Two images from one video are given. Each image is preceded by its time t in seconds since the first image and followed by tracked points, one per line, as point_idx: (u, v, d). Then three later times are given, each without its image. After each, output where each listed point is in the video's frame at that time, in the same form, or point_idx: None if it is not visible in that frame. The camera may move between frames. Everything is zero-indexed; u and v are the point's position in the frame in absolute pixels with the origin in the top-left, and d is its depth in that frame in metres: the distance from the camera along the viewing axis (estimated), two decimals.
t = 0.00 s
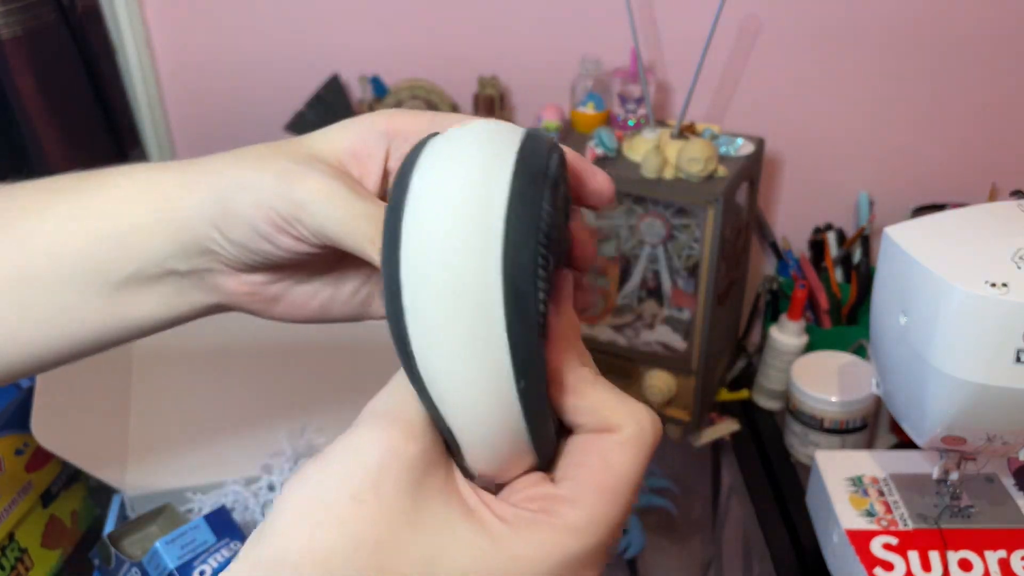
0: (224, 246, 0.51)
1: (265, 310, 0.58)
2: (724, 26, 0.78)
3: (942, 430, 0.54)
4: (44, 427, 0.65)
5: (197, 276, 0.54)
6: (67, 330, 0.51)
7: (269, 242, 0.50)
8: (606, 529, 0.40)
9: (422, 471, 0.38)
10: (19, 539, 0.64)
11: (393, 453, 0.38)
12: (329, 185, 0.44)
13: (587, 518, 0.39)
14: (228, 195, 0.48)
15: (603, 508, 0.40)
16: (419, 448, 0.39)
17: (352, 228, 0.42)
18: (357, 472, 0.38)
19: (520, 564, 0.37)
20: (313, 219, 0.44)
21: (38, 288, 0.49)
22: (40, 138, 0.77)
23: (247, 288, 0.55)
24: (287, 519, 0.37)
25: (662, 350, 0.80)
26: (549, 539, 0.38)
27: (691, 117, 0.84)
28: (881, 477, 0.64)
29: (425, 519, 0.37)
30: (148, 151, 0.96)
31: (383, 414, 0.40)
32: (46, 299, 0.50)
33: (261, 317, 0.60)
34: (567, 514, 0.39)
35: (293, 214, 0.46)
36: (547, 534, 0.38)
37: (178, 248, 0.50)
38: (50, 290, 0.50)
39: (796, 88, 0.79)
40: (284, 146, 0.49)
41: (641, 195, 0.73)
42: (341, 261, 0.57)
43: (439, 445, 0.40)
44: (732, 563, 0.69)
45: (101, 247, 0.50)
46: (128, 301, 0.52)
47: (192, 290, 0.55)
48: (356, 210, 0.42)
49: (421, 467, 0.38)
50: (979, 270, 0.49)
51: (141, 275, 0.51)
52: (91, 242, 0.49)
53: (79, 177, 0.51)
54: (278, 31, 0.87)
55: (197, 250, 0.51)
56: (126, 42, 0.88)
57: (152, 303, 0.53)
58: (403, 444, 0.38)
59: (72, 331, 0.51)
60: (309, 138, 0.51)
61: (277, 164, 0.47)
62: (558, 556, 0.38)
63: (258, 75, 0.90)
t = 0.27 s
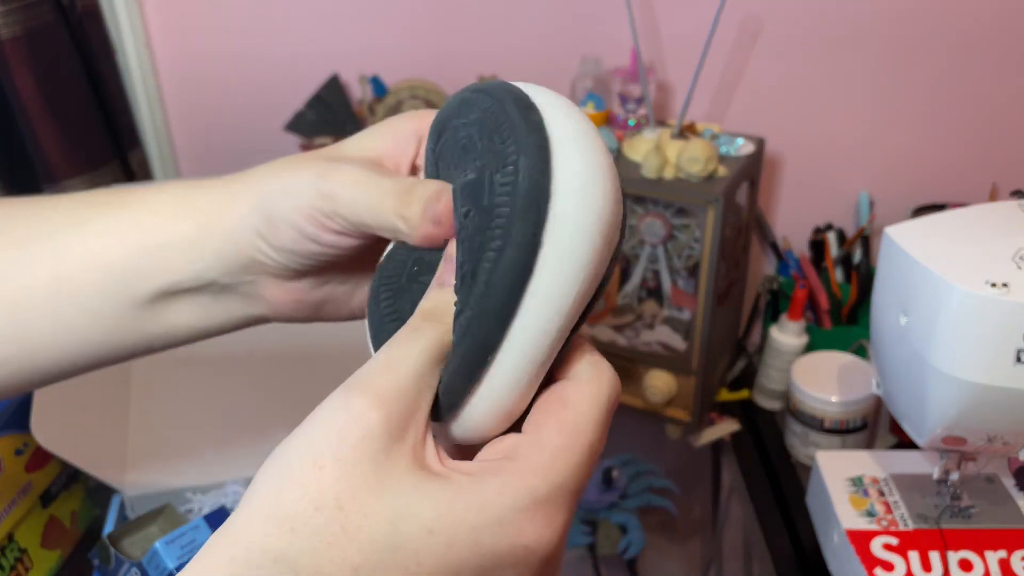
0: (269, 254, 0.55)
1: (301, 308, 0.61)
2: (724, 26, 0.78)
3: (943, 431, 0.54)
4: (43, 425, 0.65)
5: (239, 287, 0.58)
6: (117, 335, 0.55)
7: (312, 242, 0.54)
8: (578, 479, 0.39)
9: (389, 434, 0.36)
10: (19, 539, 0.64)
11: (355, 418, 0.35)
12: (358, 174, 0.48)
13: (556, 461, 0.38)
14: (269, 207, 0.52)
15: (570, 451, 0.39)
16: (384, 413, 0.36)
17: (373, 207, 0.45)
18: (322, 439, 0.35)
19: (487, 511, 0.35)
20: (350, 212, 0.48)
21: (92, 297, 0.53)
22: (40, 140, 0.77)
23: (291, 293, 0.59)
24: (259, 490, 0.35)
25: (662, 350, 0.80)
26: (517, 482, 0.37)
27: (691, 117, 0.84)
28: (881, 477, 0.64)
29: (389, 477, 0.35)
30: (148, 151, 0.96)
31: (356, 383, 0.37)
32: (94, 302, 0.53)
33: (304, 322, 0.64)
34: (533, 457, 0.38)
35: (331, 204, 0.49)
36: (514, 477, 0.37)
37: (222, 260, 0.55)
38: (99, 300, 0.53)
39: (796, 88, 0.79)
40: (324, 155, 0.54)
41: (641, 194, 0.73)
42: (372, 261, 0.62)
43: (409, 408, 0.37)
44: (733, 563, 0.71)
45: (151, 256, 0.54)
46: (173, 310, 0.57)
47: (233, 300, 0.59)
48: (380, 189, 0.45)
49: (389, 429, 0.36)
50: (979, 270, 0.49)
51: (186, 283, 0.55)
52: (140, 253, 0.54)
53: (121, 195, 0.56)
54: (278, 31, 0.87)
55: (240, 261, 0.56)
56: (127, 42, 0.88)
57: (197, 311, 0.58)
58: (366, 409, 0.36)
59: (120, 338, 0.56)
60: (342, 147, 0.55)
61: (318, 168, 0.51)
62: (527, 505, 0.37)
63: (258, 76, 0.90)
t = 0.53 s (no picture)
0: (255, 291, 0.46)
1: (287, 362, 0.52)
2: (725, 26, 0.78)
3: (943, 430, 0.54)
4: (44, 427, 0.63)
5: (210, 328, 0.48)
6: (69, 377, 0.46)
7: (312, 284, 0.45)
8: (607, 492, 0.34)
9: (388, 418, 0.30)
10: (19, 539, 0.64)
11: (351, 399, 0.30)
12: (374, 216, 0.42)
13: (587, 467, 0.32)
14: (265, 245, 0.43)
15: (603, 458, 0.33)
16: (385, 395, 0.31)
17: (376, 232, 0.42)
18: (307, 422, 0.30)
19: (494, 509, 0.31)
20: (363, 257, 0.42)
21: (49, 331, 0.44)
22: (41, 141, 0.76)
23: (271, 337, 0.50)
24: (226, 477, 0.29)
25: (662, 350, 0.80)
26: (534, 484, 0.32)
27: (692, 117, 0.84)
28: (881, 477, 0.64)
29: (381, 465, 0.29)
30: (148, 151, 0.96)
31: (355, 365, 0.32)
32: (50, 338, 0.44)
33: (278, 370, 0.55)
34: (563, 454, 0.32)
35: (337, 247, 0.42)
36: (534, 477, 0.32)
37: (195, 297, 0.45)
38: (55, 339, 0.44)
39: (796, 88, 0.79)
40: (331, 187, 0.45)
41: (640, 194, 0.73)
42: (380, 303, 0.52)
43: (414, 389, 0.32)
44: (733, 563, 0.68)
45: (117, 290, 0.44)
46: (128, 351, 0.46)
47: (195, 343, 0.47)
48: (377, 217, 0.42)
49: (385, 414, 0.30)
50: (979, 270, 0.49)
51: (150, 322, 0.45)
52: (105, 283, 0.44)
53: (97, 219, 0.46)
54: (278, 31, 0.87)
55: (221, 301, 0.46)
56: (127, 42, 0.88)
57: (154, 353, 0.47)
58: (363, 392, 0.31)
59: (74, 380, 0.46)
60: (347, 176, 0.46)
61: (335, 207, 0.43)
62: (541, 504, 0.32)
63: (258, 76, 0.90)
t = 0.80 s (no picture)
0: (219, 232, 0.52)
1: (269, 314, 0.58)
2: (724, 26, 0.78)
3: (942, 431, 0.54)
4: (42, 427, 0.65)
5: (196, 280, 0.55)
6: (70, 324, 0.53)
7: (257, 223, 0.50)
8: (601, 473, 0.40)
9: (394, 419, 0.34)
10: (19, 541, 0.64)
11: (353, 407, 0.33)
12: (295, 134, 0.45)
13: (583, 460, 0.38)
14: (214, 182, 0.49)
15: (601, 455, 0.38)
16: (382, 404, 0.33)
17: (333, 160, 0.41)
18: (320, 441, 0.33)
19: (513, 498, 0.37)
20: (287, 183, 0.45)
21: (49, 283, 0.52)
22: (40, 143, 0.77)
23: (252, 287, 0.56)
24: (254, 499, 0.34)
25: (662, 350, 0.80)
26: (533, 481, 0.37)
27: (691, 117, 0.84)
28: (881, 477, 0.64)
29: (403, 475, 0.34)
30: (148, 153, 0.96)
31: (348, 370, 0.34)
32: (50, 289, 0.52)
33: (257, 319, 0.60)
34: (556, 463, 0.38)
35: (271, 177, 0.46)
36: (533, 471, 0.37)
37: (173, 244, 0.52)
38: (54, 292, 0.52)
39: (795, 88, 0.79)
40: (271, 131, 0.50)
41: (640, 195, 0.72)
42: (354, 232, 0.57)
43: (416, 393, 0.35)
44: (732, 563, 0.68)
45: (98, 244, 0.52)
46: (121, 301, 0.54)
47: (185, 293, 0.56)
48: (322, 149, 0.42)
49: (402, 420, 0.34)
50: (979, 270, 0.49)
51: (136, 268, 0.53)
52: (86, 238, 0.52)
53: (75, 174, 0.53)
54: (277, 32, 0.87)
55: (191, 248, 0.53)
56: (127, 43, 0.88)
57: (146, 304, 0.55)
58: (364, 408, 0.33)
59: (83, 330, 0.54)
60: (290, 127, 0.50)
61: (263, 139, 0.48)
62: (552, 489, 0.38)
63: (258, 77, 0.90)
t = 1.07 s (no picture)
0: (241, 223, 0.53)
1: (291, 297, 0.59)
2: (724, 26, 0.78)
3: (942, 430, 0.54)
4: (44, 428, 0.65)
5: (216, 271, 0.56)
6: (91, 317, 0.54)
7: (281, 213, 0.52)
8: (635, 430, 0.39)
9: (405, 394, 0.34)
10: (19, 541, 0.64)
11: (366, 394, 0.33)
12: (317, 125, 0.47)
13: (613, 418, 0.38)
14: (236, 176, 0.50)
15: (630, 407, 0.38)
16: (387, 386, 0.33)
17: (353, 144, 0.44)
18: (341, 439, 0.33)
19: (551, 462, 0.36)
20: (315, 172, 0.47)
21: (69, 278, 0.51)
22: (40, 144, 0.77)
23: (272, 275, 0.57)
24: (294, 522, 0.33)
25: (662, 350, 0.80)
26: (568, 445, 0.37)
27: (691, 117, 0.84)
28: (881, 477, 0.64)
29: (430, 447, 0.34)
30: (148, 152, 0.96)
31: (346, 364, 0.34)
32: (69, 284, 0.52)
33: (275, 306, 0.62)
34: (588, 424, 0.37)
35: (296, 167, 0.48)
36: (565, 434, 0.37)
37: (194, 238, 0.53)
38: (72, 287, 0.52)
39: (796, 88, 0.79)
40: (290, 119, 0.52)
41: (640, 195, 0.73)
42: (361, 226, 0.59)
43: (419, 363, 0.35)
44: (732, 562, 0.68)
45: (116, 238, 0.52)
46: (141, 294, 0.54)
47: (203, 285, 0.56)
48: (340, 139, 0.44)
49: (412, 391, 0.34)
50: (979, 270, 0.49)
51: (156, 265, 0.53)
52: (104, 234, 0.51)
53: (87, 166, 0.52)
54: (277, 32, 0.87)
55: (213, 240, 0.53)
56: (127, 43, 0.88)
57: (164, 297, 0.55)
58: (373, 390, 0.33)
59: (104, 323, 0.54)
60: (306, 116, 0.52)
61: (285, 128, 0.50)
62: (596, 449, 0.37)
63: (258, 76, 0.90)
